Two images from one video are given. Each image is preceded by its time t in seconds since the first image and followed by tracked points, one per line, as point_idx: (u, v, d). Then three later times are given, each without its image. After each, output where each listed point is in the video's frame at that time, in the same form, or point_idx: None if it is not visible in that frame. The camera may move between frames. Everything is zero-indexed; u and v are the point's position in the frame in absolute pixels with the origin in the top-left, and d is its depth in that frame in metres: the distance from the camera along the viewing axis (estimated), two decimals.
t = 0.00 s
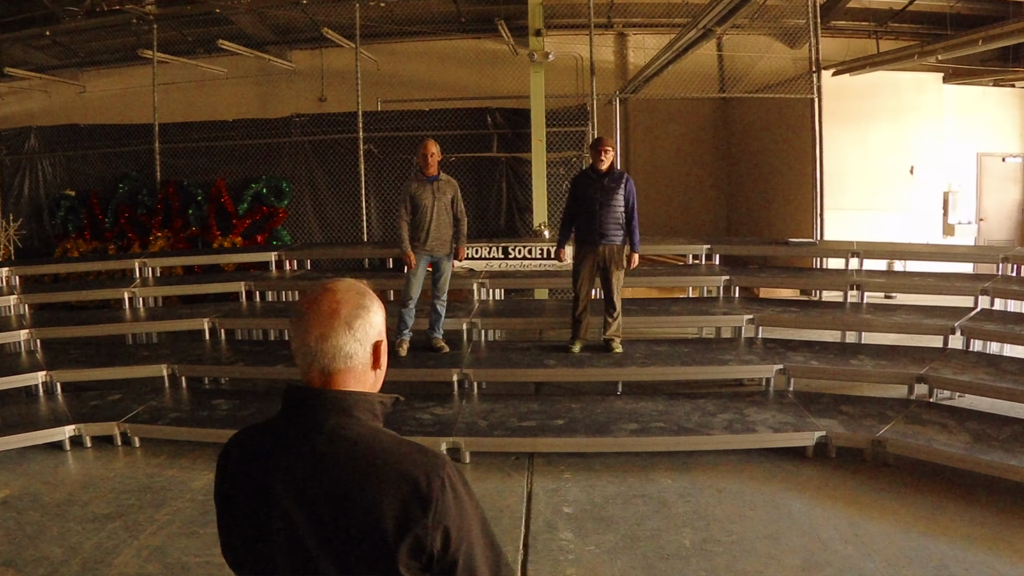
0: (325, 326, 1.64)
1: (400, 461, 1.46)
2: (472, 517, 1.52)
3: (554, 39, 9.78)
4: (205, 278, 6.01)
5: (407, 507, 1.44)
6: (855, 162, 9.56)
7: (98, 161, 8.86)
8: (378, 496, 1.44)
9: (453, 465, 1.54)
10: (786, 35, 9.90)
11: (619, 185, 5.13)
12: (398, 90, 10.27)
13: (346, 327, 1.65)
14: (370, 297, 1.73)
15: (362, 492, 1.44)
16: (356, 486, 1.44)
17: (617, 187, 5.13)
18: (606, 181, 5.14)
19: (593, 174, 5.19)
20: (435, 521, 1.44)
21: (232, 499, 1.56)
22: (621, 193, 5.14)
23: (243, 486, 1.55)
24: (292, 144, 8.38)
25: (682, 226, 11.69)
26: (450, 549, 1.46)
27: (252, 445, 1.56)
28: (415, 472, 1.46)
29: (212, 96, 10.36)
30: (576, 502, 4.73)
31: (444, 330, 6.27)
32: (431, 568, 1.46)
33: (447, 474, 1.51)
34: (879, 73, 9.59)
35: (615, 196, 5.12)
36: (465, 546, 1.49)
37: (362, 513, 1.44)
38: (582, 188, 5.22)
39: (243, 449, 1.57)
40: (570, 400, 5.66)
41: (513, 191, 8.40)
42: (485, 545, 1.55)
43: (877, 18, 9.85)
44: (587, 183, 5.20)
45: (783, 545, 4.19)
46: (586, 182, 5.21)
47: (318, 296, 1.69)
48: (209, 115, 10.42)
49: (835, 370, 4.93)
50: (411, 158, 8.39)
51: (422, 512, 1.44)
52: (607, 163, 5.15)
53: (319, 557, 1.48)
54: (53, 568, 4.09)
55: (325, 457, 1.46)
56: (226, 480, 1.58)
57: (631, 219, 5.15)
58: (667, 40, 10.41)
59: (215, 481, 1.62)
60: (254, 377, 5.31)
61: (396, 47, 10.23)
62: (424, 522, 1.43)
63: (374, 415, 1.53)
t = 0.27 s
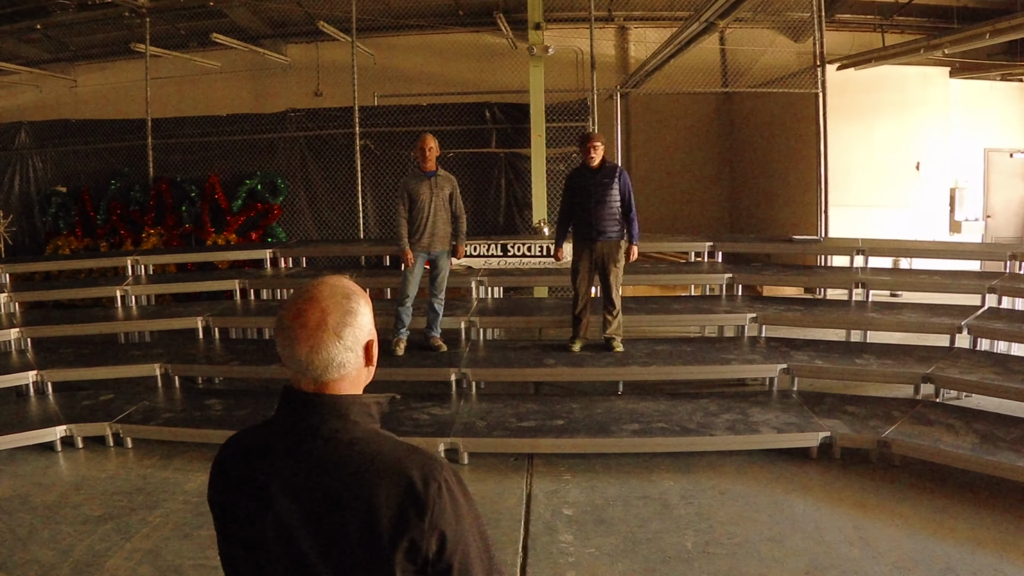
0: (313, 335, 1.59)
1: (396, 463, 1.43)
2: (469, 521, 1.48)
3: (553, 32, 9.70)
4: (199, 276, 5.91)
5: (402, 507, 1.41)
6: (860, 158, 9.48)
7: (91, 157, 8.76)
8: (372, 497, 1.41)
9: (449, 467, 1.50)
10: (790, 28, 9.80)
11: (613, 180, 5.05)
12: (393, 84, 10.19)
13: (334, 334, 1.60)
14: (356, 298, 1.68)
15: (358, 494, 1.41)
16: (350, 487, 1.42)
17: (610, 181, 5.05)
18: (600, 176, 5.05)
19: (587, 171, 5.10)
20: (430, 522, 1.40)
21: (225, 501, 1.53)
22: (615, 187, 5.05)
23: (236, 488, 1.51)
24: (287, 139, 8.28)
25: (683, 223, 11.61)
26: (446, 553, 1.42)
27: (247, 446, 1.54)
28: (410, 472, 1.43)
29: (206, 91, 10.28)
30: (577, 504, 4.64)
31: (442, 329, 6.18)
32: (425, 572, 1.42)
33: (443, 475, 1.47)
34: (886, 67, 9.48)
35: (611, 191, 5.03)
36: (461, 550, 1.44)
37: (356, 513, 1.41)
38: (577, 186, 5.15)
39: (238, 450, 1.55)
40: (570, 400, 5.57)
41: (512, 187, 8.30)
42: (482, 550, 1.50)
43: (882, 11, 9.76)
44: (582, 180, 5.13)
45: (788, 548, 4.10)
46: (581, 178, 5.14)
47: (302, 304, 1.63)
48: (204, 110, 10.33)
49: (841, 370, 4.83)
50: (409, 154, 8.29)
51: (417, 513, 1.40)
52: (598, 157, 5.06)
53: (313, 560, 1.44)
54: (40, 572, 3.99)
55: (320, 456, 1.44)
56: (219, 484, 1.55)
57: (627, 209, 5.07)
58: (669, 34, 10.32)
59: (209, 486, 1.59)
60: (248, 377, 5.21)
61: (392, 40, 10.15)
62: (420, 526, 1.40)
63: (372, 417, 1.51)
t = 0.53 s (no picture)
0: (304, 334, 1.51)
1: (393, 461, 1.39)
2: (465, 520, 1.44)
3: (553, 25, 9.64)
4: (193, 274, 5.79)
5: (397, 506, 1.37)
6: (866, 153, 9.41)
7: (83, 152, 8.66)
8: (368, 496, 1.37)
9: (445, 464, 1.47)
10: (794, 22, 9.71)
11: (605, 178, 4.96)
12: (390, 78, 10.11)
13: (325, 332, 1.52)
14: (348, 294, 1.60)
15: (354, 493, 1.37)
16: (344, 486, 1.37)
17: (602, 182, 4.95)
18: (591, 177, 4.96)
19: (575, 173, 5.00)
20: (427, 522, 1.37)
21: (215, 501, 1.48)
22: (607, 186, 4.96)
23: (226, 488, 1.46)
24: (283, 134, 8.19)
25: (684, 220, 11.52)
26: (442, 553, 1.39)
27: (238, 445, 1.48)
28: (407, 471, 1.39)
29: (202, 86, 10.19)
30: (577, 505, 4.56)
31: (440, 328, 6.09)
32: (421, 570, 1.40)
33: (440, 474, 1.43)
34: (891, 61, 9.39)
35: (601, 191, 4.94)
36: (458, 548, 1.41)
37: (351, 513, 1.37)
38: (568, 187, 5.05)
39: (229, 448, 1.49)
40: (570, 400, 5.48)
41: (511, 184, 8.20)
42: (477, 548, 1.47)
43: (887, 5, 9.67)
44: (571, 183, 5.03)
45: (791, 550, 4.02)
46: (570, 181, 5.03)
47: (291, 302, 1.55)
48: (199, 105, 10.24)
49: (845, 369, 4.75)
50: (407, 150, 8.20)
51: (414, 512, 1.37)
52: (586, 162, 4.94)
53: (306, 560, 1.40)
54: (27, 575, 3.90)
55: (313, 455, 1.38)
56: (209, 481, 1.49)
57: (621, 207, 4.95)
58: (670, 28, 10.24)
59: (200, 483, 1.53)
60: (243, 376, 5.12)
61: (390, 33, 10.06)
62: (418, 525, 1.37)
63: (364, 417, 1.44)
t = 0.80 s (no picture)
0: (291, 324, 1.48)
1: (379, 461, 1.31)
2: (457, 530, 1.34)
3: (553, 18, 9.57)
4: (186, 271, 5.71)
5: (382, 511, 1.27)
6: (872, 149, 9.32)
7: (75, 148, 8.58)
8: (351, 497, 1.28)
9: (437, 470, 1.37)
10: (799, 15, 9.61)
11: (599, 177, 4.85)
12: (387, 72, 10.03)
13: (312, 326, 1.48)
14: (349, 296, 1.52)
15: (336, 494, 1.28)
16: (327, 486, 1.28)
17: (596, 180, 4.85)
18: (585, 175, 4.86)
19: (570, 172, 4.93)
20: (413, 528, 1.27)
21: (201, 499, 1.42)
22: (601, 185, 4.85)
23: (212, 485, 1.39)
24: (278, 128, 8.10)
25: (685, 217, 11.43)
26: (431, 563, 1.28)
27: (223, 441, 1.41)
28: (393, 473, 1.30)
29: (198, 81, 10.12)
30: (577, 507, 4.47)
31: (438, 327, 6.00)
32: None
33: (429, 478, 1.34)
34: (897, 55, 9.29)
35: (595, 190, 4.84)
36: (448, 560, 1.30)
37: (333, 516, 1.28)
38: (561, 186, 4.97)
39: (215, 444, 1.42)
40: (570, 399, 5.39)
41: (510, 180, 8.11)
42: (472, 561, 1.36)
43: None
44: (565, 181, 4.95)
45: (796, 554, 3.92)
46: (564, 180, 4.95)
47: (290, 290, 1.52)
48: (195, 99, 10.17)
49: (851, 369, 4.66)
50: (405, 146, 8.10)
51: (399, 518, 1.27)
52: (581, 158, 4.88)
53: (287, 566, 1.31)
54: None
55: (296, 452, 1.31)
56: (197, 479, 1.44)
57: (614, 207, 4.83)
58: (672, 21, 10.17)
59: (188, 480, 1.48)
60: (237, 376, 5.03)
61: (386, 27, 9.98)
62: (404, 531, 1.27)
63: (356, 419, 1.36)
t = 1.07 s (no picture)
0: (283, 321, 1.50)
1: (361, 471, 1.32)
2: (437, 540, 1.34)
3: (553, 11, 9.52)
4: (179, 268, 5.61)
5: (361, 518, 1.29)
6: (877, 143, 9.23)
7: (68, 143, 8.50)
8: (330, 502, 1.30)
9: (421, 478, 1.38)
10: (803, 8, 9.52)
11: (595, 166, 4.76)
12: (383, 66, 9.94)
13: (303, 323, 1.49)
14: (343, 298, 1.53)
15: (318, 498, 1.30)
16: (308, 490, 1.31)
17: (592, 168, 4.76)
18: (581, 163, 4.78)
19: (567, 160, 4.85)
20: (390, 536, 1.28)
21: (198, 490, 1.47)
22: (597, 173, 4.76)
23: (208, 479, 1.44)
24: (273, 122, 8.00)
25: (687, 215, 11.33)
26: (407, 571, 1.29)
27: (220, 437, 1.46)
28: (374, 480, 1.31)
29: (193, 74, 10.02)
30: (578, 509, 4.38)
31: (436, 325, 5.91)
32: None
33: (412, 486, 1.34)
34: (903, 49, 9.20)
35: (592, 178, 4.75)
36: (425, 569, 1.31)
37: (313, 519, 1.30)
38: (558, 175, 4.89)
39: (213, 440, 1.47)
40: (570, 399, 5.31)
41: (509, 176, 8.02)
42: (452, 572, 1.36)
43: None
44: (562, 169, 4.87)
45: (801, 556, 3.84)
46: (561, 168, 4.88)
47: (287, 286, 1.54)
48: (190, 93, 10.07)
49: (856, 368, 4.58)
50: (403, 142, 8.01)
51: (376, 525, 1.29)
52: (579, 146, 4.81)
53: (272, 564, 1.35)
54: None
55: (281, 454, 1.34)
56: (195, 474, 1.49)
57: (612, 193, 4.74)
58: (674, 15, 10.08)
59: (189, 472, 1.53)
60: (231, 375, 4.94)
61: (383, 20, 9.90)
62: (380, 539, 1.28)
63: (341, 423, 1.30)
